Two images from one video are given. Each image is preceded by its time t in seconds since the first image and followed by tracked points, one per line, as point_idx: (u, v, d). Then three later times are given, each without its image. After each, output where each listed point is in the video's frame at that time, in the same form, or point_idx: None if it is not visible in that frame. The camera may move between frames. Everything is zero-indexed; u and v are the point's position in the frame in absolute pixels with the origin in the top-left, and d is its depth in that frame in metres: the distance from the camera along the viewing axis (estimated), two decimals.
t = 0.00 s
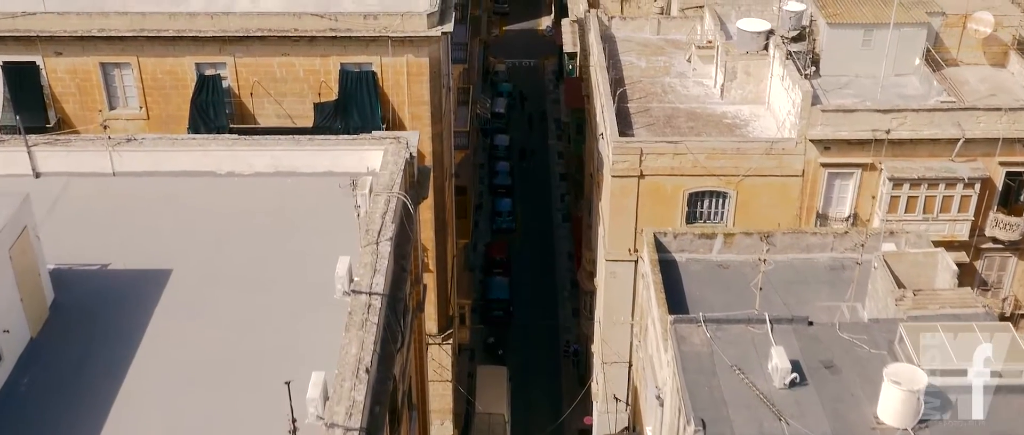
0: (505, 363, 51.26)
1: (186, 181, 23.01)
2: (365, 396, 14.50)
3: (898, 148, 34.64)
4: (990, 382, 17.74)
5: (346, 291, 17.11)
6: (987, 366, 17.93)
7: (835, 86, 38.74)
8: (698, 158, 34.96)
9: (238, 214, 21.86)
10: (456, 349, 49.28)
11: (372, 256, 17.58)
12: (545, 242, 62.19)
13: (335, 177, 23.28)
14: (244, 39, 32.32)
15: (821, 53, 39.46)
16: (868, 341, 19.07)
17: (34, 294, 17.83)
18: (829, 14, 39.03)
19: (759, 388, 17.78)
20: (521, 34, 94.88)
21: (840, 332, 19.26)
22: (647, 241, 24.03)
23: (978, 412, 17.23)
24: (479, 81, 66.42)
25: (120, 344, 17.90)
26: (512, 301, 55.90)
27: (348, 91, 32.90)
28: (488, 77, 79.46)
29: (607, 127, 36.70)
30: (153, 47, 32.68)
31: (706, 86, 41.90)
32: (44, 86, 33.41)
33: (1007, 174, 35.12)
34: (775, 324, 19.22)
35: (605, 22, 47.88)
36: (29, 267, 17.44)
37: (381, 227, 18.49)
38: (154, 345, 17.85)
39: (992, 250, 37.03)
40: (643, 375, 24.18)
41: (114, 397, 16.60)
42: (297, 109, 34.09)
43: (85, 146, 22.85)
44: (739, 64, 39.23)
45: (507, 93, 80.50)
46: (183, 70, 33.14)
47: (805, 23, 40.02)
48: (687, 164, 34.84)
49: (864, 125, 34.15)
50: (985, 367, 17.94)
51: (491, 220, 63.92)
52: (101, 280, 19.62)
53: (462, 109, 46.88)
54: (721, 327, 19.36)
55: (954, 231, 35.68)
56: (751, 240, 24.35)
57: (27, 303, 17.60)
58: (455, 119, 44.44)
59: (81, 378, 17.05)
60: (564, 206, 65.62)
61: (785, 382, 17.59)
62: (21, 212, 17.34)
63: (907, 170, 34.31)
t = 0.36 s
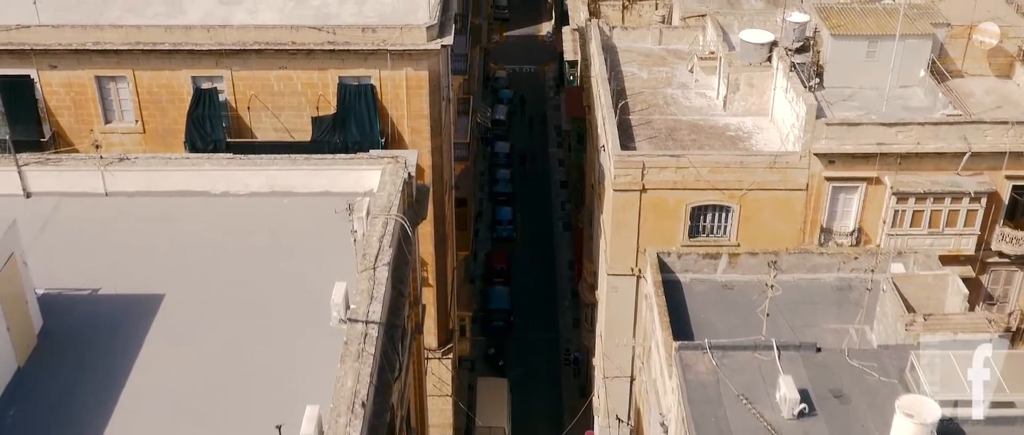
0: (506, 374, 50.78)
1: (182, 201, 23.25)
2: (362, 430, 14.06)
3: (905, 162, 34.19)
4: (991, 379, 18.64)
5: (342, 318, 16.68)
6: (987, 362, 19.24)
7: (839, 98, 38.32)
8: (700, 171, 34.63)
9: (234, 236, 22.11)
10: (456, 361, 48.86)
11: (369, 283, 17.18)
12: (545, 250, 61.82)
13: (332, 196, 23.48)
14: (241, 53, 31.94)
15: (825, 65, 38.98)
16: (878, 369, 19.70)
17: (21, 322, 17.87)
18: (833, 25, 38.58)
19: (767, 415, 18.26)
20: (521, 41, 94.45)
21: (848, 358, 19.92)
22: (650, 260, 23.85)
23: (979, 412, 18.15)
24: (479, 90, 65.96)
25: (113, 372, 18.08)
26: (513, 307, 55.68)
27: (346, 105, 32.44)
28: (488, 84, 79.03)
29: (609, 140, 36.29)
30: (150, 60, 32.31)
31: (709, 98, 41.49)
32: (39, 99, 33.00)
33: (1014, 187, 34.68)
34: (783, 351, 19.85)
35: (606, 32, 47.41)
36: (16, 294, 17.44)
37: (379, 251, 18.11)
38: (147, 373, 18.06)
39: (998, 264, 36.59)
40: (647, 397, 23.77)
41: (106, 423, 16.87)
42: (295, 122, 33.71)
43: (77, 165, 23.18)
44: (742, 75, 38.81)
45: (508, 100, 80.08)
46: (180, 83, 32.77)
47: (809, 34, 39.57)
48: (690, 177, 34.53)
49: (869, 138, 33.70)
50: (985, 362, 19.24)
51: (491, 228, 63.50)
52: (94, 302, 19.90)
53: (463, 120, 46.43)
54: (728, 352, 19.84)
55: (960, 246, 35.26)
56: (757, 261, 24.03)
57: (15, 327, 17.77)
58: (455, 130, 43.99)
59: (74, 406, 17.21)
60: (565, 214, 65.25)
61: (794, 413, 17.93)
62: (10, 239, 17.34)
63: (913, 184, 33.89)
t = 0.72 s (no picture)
0: (505, 385, 50.45)
1: (174, 220, 22.98)
2: None
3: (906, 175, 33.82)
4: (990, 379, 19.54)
5: (335, 345, 16.39)
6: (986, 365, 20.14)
7: (840, 110, 38.01)
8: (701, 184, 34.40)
9: (227, 256, 21.87)
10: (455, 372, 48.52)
11: (363, 307, 16.89)
12: (544, 258, 61.49)
13: (327, 215, 23.17)
14: (236, 66, 31.66)
15: (825, 75, 38.62)
16: (883, 395, 20.37)
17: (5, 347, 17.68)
18: (834, 36, 38.26)
19: None
20: (522, 46, 94.22)
21: (853, 384, 20.63)
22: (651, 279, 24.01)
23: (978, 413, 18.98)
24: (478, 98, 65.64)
25: (102, 400, 17.91)
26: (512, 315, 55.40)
27: (343, 118, 32.13)
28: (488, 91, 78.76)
29: (608, 152, 36.01)
30: (144, 73, 32.04)
31: (709, 109, 41.20)
32: (33, 112, 32.72)
33: (1017, 201, 34.33)
34: (786, 375, 20.51)
35: (605, 42, 47.10)
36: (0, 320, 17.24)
37: (374, 274, 17.84)
38: (137, 401, 17.90)
39: (1001, 278, 36.26)
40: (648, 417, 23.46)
41: None
42: (292, 135, 33.40)
43: (67, 184, 22.98)
44: (742, 87, 38.50)
45: (508, 106, 79.79)
46: (175, 96, 32.50)
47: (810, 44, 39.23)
48: (690, 191, 34.26)
49: (870, 151, 33.38)
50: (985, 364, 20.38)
51: (491, 236, 63.17)
52: (85, 327, 19.68)
53: (461, 130, 46.14)
54: (730, 377, 20.36)
55: (962, 259, 34.95)
56: (759, 280, 23.94)
57: (1, 355, 17.63)
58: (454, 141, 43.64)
59: None
60: (565, 221, 64.91)
61: None
62: None
63: (914, 198, 33.60)
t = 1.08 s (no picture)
0: (503, 394, 50.13)
1: (163, 238, 22.73)
2: None
3: (907, 186, 33.51)
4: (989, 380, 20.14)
5: (324, 369, 16.15)
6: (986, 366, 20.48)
7: (839, 120, 37.71)
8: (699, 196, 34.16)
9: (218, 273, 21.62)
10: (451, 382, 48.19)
11: (353, 330, 16.64)
12: (542, 265, 61.17)
13: (319, 233, 22.89)
14: (230, 77, 31.39)
15: (824, 85, 38.32)
16: (884, 420, 20.32)
17: None
18: (833, 45, 37.97)
19: None
20: (520, 50, 93.98)
21: (853, 408, 20.58)
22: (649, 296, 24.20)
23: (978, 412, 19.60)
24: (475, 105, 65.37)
25: (88, 423, 17.59)
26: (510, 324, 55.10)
27: (338, 129, 31.86)
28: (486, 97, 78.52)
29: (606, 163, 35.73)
30: (138, 84, 31.76)
31: (708, 118, 40.91)
32: (25, 124, 32.44)
33: (1018, 212, 34.03)
34: (786, 399, 20.40)
35: (603, 50, 46.81)
36: None
37: (365, 295, 17.59)
38: (124, 423, 17.57)
39: (1002, 289, 35.95)
40: None
41: None
42: (286, 147, 33.08)
43: (55, 200, 22.65)
44: (741, 97, 38.19)
45: (506, 111, 79.52)
46: (168, 107, 32.21)
47: (809, 54, 38.91)
48: (688, 202, 34.01)
49: (870, 163, 33.09)
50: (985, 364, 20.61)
51: (489, 242, 62.85)
52: (72, 348, 19.38)
53: (459, 139, 45.85)
54: (727, 401, 20.30)
55: (962, 271, 34.67)
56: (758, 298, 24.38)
57: None
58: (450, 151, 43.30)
59: None
60: (563, 227, 64.59)
61: None
62: None
63: (915, 210, 33.30)
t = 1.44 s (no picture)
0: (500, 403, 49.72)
1: (150, 256, 22.39)
2: None
3: (907, 198, 33.11)
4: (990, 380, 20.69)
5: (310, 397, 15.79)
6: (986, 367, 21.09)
7: (839, 129, 37.31)
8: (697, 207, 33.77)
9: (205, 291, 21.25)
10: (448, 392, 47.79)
11: (340, 355, 16.28)
12: (540, 271, 60.76)
13: (308, 250, 22.49)
14: (222, 88, 31.01)
15: (824, 93, 37.92)
16: None
17: None
18: (832, 54, 37.59)
19: None
20: (519, 55, 93.65)
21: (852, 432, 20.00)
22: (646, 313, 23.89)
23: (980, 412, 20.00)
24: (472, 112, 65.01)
25: None
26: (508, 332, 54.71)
27: (330, 140, 31.48)
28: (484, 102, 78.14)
29: (603, 173, 35.32)
30: (128, 95, 31.37)
31: (706, 127, 40.52)
32: (14, 135, 32.06)
33: (1020, 224, 33.64)
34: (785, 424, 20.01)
35: (601, 58, 46.46)
36: None
37: (353, 317, 17.22)
38: None
39: (1003, 301, 35.54)
40: None
41: None
42: (280, 158, 32.71)
43: (38, 218, 22.37)
44: (739, 106, 37.79)
45: (505, 116, 79.14)
46: (159, 118, 31.82)
47: (808, 63, 38.52)
48: (685, 214, 33.64)
49: (870, 174, 32.68)
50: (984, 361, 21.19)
51: (487, 249, 62.41)
52: (53, 371, 18.97)
53: (454, 147, 45.44)
54: (724, 426, 20.05)
55: (963, 284, 34.27)
56: (758, 314, 24.14)
57: None
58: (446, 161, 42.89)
59: None
60: (561, 234, 64.21)
61: None
62: None
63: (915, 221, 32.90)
